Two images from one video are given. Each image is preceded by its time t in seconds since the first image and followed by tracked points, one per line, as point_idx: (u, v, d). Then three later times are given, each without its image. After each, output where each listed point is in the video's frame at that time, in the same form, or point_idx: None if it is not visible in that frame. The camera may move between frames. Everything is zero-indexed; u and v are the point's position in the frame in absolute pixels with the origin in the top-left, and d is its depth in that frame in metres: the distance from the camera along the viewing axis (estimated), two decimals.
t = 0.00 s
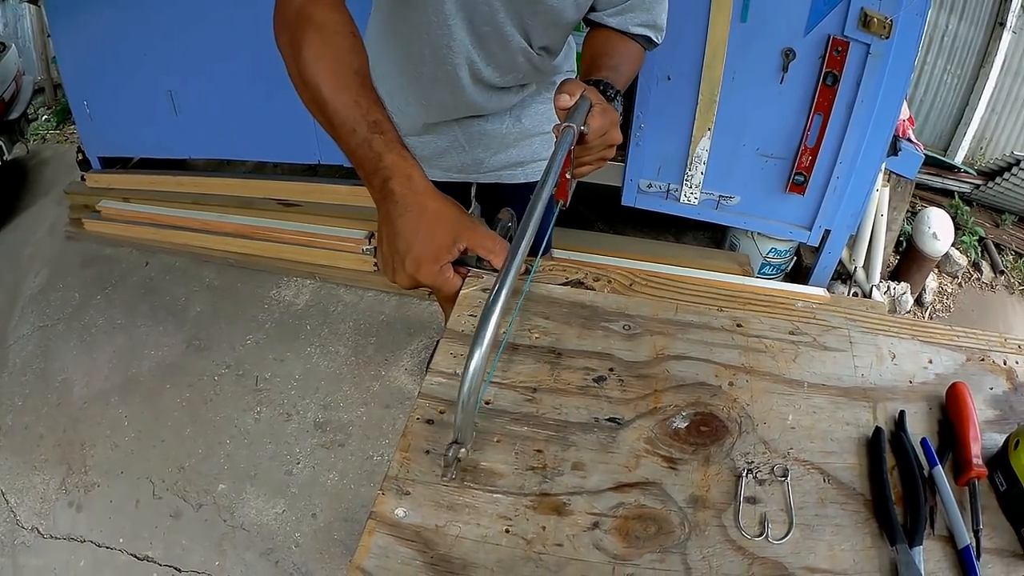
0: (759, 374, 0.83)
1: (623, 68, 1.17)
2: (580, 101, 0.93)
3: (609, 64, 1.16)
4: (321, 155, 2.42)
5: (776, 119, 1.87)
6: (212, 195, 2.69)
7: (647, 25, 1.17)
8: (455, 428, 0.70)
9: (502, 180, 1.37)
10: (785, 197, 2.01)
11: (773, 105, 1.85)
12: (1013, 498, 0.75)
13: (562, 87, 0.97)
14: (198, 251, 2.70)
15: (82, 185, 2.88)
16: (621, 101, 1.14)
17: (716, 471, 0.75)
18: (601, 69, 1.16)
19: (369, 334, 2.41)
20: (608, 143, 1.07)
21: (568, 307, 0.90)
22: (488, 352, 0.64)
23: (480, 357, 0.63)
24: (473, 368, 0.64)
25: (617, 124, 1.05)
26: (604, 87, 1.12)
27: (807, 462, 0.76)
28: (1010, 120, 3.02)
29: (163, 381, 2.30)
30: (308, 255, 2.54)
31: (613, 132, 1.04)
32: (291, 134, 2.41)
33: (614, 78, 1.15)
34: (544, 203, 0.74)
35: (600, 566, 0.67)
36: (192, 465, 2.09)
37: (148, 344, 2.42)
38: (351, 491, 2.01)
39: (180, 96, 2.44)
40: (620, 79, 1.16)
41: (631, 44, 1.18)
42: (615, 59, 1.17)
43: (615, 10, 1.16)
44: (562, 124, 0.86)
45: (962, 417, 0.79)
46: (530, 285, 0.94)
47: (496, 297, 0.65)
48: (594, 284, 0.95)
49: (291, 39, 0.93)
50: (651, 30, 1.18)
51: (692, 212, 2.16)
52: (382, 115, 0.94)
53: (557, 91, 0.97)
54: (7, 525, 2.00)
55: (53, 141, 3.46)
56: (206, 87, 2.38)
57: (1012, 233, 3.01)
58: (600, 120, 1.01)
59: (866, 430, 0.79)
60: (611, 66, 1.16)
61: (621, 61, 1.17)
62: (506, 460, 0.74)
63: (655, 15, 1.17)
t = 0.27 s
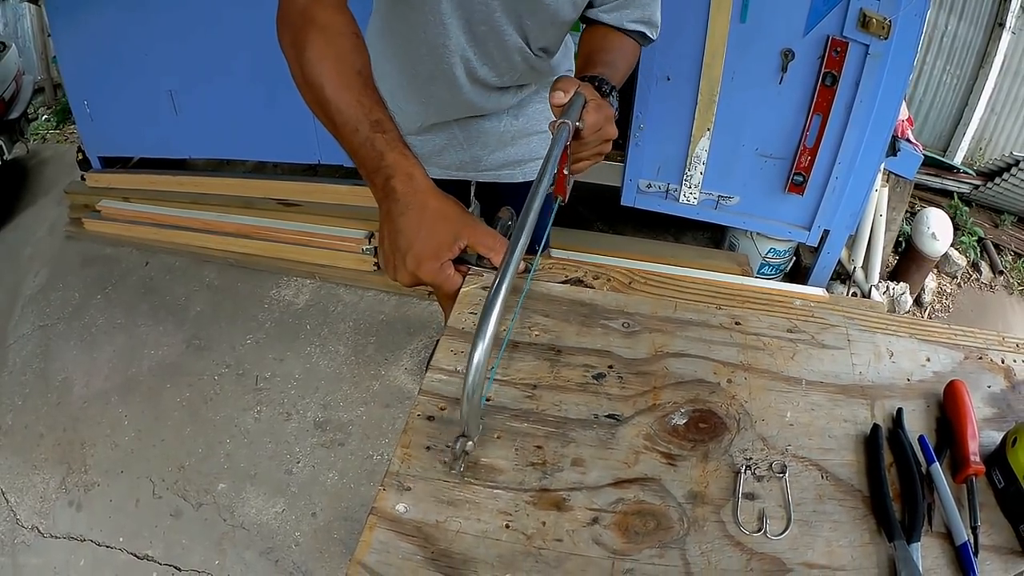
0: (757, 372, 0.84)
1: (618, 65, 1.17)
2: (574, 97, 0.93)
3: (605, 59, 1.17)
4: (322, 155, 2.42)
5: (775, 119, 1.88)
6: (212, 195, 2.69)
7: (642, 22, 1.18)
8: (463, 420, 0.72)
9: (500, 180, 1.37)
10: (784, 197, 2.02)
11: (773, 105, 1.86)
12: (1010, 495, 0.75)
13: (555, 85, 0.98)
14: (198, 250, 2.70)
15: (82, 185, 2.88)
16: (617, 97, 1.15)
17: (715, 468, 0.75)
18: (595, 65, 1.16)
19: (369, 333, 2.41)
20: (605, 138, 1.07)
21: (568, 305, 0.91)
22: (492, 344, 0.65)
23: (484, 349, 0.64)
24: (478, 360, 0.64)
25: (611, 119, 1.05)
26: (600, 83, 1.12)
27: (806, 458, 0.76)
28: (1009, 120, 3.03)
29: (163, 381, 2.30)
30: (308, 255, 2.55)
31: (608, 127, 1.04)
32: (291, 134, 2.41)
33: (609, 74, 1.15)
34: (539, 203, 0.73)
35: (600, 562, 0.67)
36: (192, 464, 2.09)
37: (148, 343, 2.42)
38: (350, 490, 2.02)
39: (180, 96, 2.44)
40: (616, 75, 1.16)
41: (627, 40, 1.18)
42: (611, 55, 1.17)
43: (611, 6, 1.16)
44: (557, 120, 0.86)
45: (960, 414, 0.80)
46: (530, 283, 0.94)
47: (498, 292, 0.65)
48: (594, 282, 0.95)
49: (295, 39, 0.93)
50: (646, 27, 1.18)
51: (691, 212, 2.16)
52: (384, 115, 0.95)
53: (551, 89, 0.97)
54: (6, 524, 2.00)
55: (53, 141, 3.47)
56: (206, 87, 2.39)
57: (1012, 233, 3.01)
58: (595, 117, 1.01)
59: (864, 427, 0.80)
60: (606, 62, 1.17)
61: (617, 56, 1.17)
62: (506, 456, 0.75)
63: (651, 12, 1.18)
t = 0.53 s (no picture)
0: (758, 370, 0.84)
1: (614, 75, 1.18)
2: (570, 106, 0.93)
3: (601, 69, 1.17)
4: (323, 156, 2.43)
5: (776, 119, 1.88)
6: (213, 196, 2.70)
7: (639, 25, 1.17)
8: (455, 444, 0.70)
9: (500, 180, 1.37)
10: (785, 197, 2.02)
11: (773, 106, 1.86)
12: (1010, 493, 0.75)
13: (551, 95, 0.98)
14: (199, 251, 2.71)
15: (83, 186, 2.89)
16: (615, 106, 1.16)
17: (716, 466, 0.76)
18: (593, 75, 1.17)
19: (370, 334, 2.42)
20: (600, 150, 1.07)
21: (569, 304, 0.91)
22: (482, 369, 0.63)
23: (475, 372, 0.62)
24: (469, 383, 0.63)
25: (607, 130, 1.05)
26: (597, 93, 1.14)
27: (806, 456, 0.77)
28: (1009, 120, 3.03)
29: (164, 381, 2.31)
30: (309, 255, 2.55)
31: (604, 138, 1.04)
32: (292, 135, 2.41)
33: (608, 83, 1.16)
34: (537, 206, 0.74)
35: (601, 559, 0.67)
36: (194, 464, 2.09)
37: (150, 344, 2.43)
38: (352, 491, 2.02)
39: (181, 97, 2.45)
40: (614, 84, 1.17)
41: (627, 48, 1.19)
42: (608, 64, 1.18)
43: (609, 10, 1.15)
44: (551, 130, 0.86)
45: (959, 413, 0.80)
46: (532, 282, 0.94)
47: (492, 303, 0.65)
48: (595, 282, 0.96)
49: (300, 39, 0.94)
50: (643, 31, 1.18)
51: (692, 212, 2.16)
52: (388, 115, 0.95)
53: (547, 99, 0.97)
54: (8, 524, 2.00)
55: (55, 142, 3.47)
56: (207, 88, 2.39)
57: (1012, 233, 3.02)
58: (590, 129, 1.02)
59: (864, 425, 0.80)
60: (605, 71, 1.18)
61: (614, 65, 1.18)
62: (508, 455, 0.75)
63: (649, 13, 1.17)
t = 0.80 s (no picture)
0: (757, 368, 0.85)
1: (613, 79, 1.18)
2: (566, 110, 0.93)
3: (600, 71, 1.18)
4: (323, 156, 2.43)
5: (775, 119, 1.88)
6: (213, 196, 2.70)
7: (637, 23, 1.16)
8: (445, 459, 0.69)
9: (500, 179, 1.38)
10: (784, 197, 2.02)
11: (772, 106, 1.86)
12: (1008, 491, 0.76)
13: (549, 99, 0.98)
14: (199, 251, 2.71)
15: (83, 185, 2.89)
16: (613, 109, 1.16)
17: (714, 463, 0.76)
18: (590, 77, 1.18)
19: (370, 333, 2.42)
20: (598, 154, 1.07)
21: (568, 303, 0.92)
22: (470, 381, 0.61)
23: (462, 386, 0.60)
24: (456, 396, 0.61)
25: (604, 135, 1.06)
26: (594, 96, 1.14)
27: (805, 454, 0.77)
28: (1008, 120, 3.03)
29: (163, 381, 2.31)
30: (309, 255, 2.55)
31: (601, 143, 1.05)
32: (292, 135, 2.42)
33: (606, 87, 1.17)
34: (532, 210, 0.74)
35: (600, 556, 0.68)
36: (193, 464, 2.09)
37: (149, 343, 2.43)
38: (351, 490, 2.02)
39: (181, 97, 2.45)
40: (613, 87, 1.18)
41: (625, 51, 1.19)
42: (607, 66, 1.19)
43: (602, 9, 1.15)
44: (549, 135, 0.86)
45: (957, 411, 0.80)
46: (531, 280, 0.95)
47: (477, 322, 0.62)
48: (595, 280, 0.96)
49: (302, 39, 0.94)
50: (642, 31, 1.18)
51: (691, 212, 2.17)
52: (389, 114, 0.96)
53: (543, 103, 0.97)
54: (7, 524, 2.01)
55: (54, 142, 3.48)
56: (207, 87, 2.39)
57: (1011, 234, 3.02)
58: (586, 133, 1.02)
59: (863, 423, 0.80)
60: (604, 74, 1.18)
61: (613, 68, 1.19)
62: (507, 452, 0.75)
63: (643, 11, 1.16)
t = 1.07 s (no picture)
0: (756, 367, 0.85)
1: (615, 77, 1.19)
2: (569, 112, 0.93)
3: (602, 73, 1.18)
4: (323, 156, 2.43)
5: (774, 119, 1.89)
6: (213, 196, 2.70)
7: (638, 23, 1.16)
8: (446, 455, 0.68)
9: (500, 179, 1.38)
10: (783, 197, 2.03)
11: (772, 105, 1.87)
12: (1007, 489, 0.76)
13: (551, 101, 0.98)
14: (199, 251, 2.71)
15: (83, 186, 2.89)
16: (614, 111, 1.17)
17: (714, 461, 0.76)
18: (593, 78, 1.18)
19: (370, 334, 2.42)
20: (599, 156, 1.07)
21: (568, 302, 0.92)
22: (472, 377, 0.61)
23: (466, 381, 0.60)
24: (460, 390, 0.60)
25: (606, 137, 1.06)
26: (596, 98, 1.15)
27: (804, 453, 0.77)
28: (1008, 120, 3.03)
29: (164, 381, 2.31)
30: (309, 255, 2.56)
31: (603, 144, 1.05)
32: (292, 135, 2.42)
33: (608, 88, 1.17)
34: (534, 209, 0.74)
35: (600, 554, 0.68)
36: (194, 464, 2.10)
37: (150, 344, 2.43)
38: (351, 490, 2.02)
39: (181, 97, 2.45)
40: (613, 89, 1.18)
41: (626, 51, 1.20)
42: (610, 67, 1.19)
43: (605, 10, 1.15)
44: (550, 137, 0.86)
45: (956, 410, 0.81)
46: (531, 280, 0.95)
47: (481, 317, 0.62)
48: (594, 280, 0.96)
49: (304, 40, 0.95)
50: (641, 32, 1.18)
51: (691, 212, 2.17)
52: (390, 115, 0.96)
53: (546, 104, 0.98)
54: (7, 524, 2.01)
55: (54, 142, 3.48)
56: (207, 88, 2.40)
57: (1011, 233, 3.03)
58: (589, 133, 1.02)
59: (862, 422, 0.81)
60: (605, 75, 1.19)
61: (615, 70, 1.19)
62: (508, 450, 0.76)
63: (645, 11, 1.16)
